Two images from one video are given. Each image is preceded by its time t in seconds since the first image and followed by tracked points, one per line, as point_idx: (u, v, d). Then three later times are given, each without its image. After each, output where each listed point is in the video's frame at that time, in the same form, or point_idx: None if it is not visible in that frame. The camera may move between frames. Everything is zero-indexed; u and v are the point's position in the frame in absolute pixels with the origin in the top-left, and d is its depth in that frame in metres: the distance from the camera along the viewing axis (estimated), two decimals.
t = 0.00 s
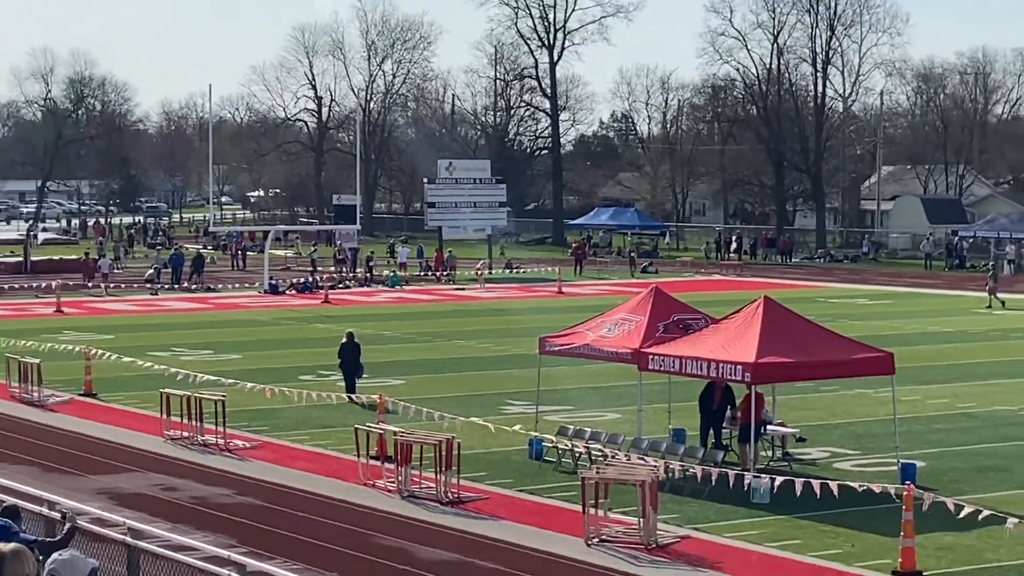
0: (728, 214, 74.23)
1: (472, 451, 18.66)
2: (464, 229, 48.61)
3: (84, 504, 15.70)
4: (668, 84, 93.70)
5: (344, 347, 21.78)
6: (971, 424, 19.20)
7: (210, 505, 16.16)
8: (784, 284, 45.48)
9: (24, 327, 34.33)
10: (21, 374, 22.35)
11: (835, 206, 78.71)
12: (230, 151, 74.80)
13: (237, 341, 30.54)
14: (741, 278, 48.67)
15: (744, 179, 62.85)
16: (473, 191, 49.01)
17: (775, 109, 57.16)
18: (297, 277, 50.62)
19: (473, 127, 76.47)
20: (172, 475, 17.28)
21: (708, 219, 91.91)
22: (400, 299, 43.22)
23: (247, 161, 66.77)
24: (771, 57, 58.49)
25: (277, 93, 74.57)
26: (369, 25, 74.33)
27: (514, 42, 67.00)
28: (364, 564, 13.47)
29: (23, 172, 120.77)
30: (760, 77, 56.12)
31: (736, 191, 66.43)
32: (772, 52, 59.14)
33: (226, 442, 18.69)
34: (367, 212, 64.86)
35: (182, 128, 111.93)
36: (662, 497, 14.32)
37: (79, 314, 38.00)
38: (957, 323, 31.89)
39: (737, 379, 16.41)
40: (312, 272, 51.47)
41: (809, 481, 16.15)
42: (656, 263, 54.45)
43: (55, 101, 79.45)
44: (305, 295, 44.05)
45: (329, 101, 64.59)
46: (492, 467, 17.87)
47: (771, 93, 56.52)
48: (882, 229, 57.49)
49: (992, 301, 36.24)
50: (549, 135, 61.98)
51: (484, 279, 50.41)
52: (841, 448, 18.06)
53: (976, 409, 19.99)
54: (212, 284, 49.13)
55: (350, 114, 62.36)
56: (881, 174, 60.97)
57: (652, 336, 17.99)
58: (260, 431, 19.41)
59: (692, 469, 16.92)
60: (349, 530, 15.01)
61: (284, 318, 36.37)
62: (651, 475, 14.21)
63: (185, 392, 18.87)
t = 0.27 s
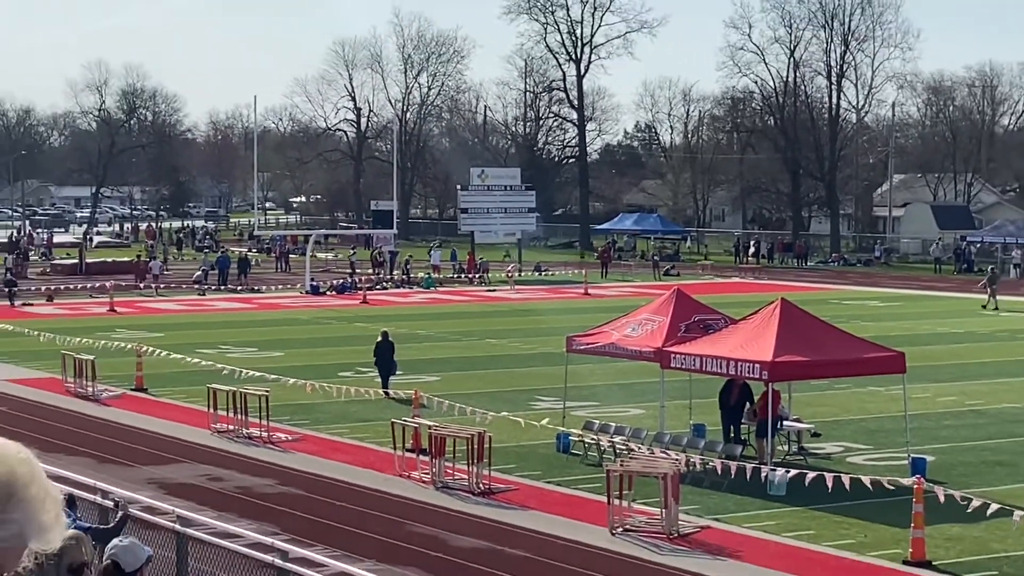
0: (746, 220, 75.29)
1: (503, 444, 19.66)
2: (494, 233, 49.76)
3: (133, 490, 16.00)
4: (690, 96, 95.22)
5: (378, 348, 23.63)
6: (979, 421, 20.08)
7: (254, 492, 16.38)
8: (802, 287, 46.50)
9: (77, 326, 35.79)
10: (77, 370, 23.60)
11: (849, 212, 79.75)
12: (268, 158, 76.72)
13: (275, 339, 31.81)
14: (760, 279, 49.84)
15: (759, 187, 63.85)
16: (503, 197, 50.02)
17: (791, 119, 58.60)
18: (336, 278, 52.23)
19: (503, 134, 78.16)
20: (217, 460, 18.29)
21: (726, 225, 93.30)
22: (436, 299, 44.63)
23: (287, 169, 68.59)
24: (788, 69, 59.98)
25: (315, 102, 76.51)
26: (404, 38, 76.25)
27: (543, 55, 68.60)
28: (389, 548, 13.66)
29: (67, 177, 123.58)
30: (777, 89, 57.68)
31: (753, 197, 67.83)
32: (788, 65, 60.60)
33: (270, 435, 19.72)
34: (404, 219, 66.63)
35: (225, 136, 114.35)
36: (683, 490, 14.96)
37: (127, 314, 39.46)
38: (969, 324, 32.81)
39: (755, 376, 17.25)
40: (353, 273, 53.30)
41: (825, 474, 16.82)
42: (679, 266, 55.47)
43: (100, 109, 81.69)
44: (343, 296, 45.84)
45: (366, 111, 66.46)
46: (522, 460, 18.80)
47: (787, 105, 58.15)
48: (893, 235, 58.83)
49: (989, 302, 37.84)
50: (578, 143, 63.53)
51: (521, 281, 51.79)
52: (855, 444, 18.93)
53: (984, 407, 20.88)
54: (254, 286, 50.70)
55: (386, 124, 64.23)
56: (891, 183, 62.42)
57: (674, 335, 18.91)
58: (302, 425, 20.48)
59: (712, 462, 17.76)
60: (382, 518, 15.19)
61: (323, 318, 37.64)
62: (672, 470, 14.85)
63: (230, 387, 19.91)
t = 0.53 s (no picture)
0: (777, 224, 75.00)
1: (534, 447, 19.69)
2: (525, 236, 49.83)
3: (165, 492, 16.10)
4: (722, 98, 95.02)
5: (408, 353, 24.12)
6: (1014, 425, 20.01)
7: (286, 494, 16.43)
8: (834, 290, 46.35)
9: (111, 327, 36.08)
10: (111, 372, 23.78)
11: (882, 215, 79.15)
12: (301, 160, 77.08)
13: (307, 344, 32.04)
14: (792, 283, 49.67)
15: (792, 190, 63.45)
16: (535, 200, 50.10)
17: (825, 122, 58.47)
18: (368, 281, 52.48)
19: (533, 139, 78.16)
20: (249, 462, 18.40)
21: (759, 228, 92.87)
22: (467, 301, 44.76)
23: (320, 171, 68.91)
24: (822, 72, 59.86)
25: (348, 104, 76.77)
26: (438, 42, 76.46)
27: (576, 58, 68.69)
28: (421, 550, 13.69)
29: (101, 180, 124.45)
30: (811, 92, 57.54)
31: (785, 201, 67.55)
32: (821, 68, 60.49)
33: (302, 437, 19.83)
34: (434, 221, 66.70)
35: (258, 137, 114.87)
36: (714, 493, 14.91)
37: (162, 315, 39.75)
38: (1001, 328, 32.63)
39: (787, 380, 17.18)
40: (383, 276, 53.51)
41: (856, 479, 16.78)
42: (709, 269, 55.35)
43: (135, 113, 82.30)
44: (375, 298, 45.98)
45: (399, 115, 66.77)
46: (554, 463, 18.84)
47: (821, 108, 57.97)
48: (927, 238, 58.46)
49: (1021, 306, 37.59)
50: (609, 147, 63.54)
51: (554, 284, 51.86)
52: (889, 448, 18.85)
53: (1018, 410, 20.87)
54: (287, 288, 50.97)
55: (419, 126, 64.51)
56: (925, 187, 62.01)
57: (705, 338, 18.88)
58: (334, 428, 20.57)
59: (743, 466, 17.70)
60: (415, 520, 15.20)
61: (355, 320, 37.79)
62: (704, 474, 14.82)
63: (263, 389, 19.99)
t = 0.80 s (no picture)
0: (812, 227, 74.54)
1: (566, 451, 19.70)
2: (558, 239, 49.87)
3: (198, 493, 16.20)
4: (755, 102, 94.71)
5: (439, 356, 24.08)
6: None
7: (319, 497, 16.51)
8: (867, 293, 46.12)
9: (145, 329, 36.32)
10: (144, 374, 23.87)
11: (916, 219, 78.43)
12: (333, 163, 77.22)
13: (340, 347, 32.20)
14: (825, 287, 49.45)
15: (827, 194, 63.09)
16: (567, 204, 50.13)
17: (859, 125, 58.20)
18: (401, 284, 52.55)
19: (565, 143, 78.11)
20: (282, 464, 18.49)
21: (792, 232, 92.43)
22: (499, 304, 44.84)
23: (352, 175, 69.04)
24: (855, 75, 59.59)
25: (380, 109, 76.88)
26: (470, 45, 76.55)
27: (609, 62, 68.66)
28: (453, 554, 13.71)
29: (135, 183, 125.22)
30: (845, 96, 57.30)
31: (819, 204, 67.20)
32: (855, 71, 60.22)
33: (334, 440, 19.92)
34: (467, 224, 66.78)
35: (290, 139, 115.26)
36: (747, 498, 14.87)
37: (195, 318, 39.94)
38: None
39: (821, 384, 17.10)
40: (416, 280, 53.65)
41: (890, 483, 16.69)
42: (742, 273, 55.13)
43: (170, 116, 82.84)
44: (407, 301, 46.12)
45: (432, 118, 66.95)
46: (586, 466, 18.84)
47: (855, 111, 57.72)
48: (962, 242, 57.99)
49: None
50: (642, 150, 63.44)
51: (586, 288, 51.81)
52: (923, 453, 18.75)
53: None
54: (319, 291, 51.10)
55: (452, 129, 64.60)
56: (960, 191, 61.56)
57: (738, 343, 18.83)
58: (367, 431, 20.65)
59: (776, 471, 17.63)
60: (447, 523, 15.26)
61: (387, 324, 37.88)
62: (737, 478, 14.79)
63: (296, 392, 20.10)
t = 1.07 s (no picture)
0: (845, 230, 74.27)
1: (598, 455, 19.72)
2: (591, 242, 49.85)
3: (231, 495, 16.33)
4: (789, 105, 94.33)
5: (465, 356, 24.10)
6: None
7: (352, 499, 16.58)
8: (901, 297, 45.84)
9: (179, 332, 36.61)
10: (177, 377, 24.16)
11: (950, 222, 77.98)
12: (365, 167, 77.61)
13: (373, 349, 32.34)
14: (859, 291, 49.18)
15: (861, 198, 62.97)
16: (600, 208, 50.11)
17: (894, 129, 57.86)
18: (433, 287, 52.77)
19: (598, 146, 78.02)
20: (314, 466, 18.59)
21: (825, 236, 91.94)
22: (531, 308, 44.89)
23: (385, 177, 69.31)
24: (889, 78, 59.28)
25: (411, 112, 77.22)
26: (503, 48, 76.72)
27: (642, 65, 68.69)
28: (486, 557, 13.74)
29: (169, 186, 126.11)
30: (879, 99, 57.02)
31: (852, 208, 66.81)
32: (889, 73, 59.94)
33: (366, 442, 20.02)
34: (500, 227, 66.78)
35: (323, 143, 115.85)
36: (779, 502, 14.84)
37: (229, 321, 40.21)
38: None
39: (854, 388, 17.03)
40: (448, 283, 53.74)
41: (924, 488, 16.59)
42: (775, 276, 55.00)
43: (204, 119, 83.32)
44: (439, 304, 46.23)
45: (466, 122, 67.19)
46: (619, 469, 18.85)
47: (889, 115, 57.40)
48: (998, 246, 57.50)
49: None
50: (675, 153, 63.29)
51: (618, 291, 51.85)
52: (956, 458, 18.67)
53: None
54: (352, 294, 51.36)
55: (485, 133, 64.84)
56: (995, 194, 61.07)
57: (771, 346, 18.78)
58: (400, 433, 20.75)
59: (809, 475, 17.58)
60: (480, 527, 15.27)
61: (420, 327, 38.02)
62: (770, 482, 14.75)
63: (329, 394, 20.21)
